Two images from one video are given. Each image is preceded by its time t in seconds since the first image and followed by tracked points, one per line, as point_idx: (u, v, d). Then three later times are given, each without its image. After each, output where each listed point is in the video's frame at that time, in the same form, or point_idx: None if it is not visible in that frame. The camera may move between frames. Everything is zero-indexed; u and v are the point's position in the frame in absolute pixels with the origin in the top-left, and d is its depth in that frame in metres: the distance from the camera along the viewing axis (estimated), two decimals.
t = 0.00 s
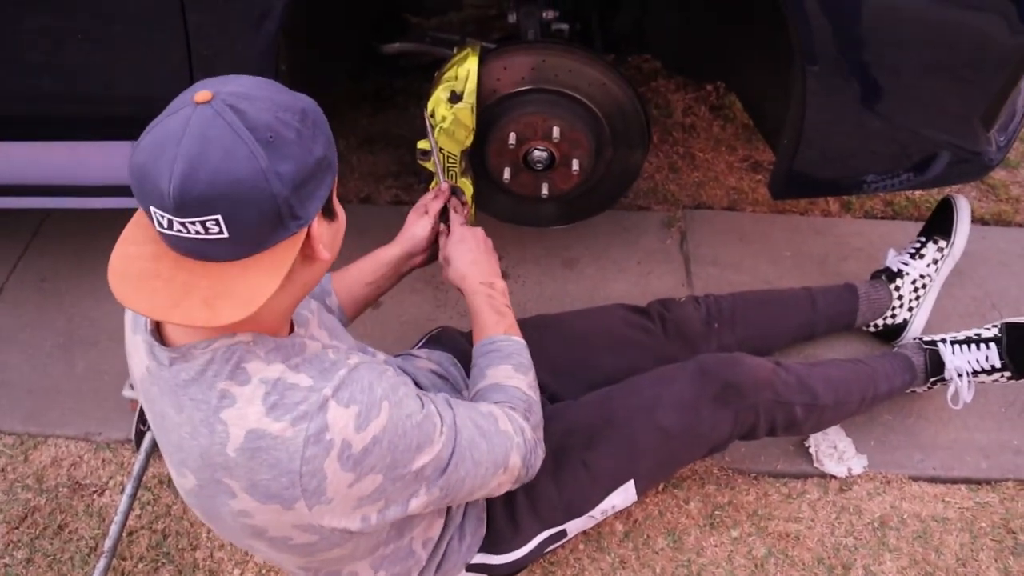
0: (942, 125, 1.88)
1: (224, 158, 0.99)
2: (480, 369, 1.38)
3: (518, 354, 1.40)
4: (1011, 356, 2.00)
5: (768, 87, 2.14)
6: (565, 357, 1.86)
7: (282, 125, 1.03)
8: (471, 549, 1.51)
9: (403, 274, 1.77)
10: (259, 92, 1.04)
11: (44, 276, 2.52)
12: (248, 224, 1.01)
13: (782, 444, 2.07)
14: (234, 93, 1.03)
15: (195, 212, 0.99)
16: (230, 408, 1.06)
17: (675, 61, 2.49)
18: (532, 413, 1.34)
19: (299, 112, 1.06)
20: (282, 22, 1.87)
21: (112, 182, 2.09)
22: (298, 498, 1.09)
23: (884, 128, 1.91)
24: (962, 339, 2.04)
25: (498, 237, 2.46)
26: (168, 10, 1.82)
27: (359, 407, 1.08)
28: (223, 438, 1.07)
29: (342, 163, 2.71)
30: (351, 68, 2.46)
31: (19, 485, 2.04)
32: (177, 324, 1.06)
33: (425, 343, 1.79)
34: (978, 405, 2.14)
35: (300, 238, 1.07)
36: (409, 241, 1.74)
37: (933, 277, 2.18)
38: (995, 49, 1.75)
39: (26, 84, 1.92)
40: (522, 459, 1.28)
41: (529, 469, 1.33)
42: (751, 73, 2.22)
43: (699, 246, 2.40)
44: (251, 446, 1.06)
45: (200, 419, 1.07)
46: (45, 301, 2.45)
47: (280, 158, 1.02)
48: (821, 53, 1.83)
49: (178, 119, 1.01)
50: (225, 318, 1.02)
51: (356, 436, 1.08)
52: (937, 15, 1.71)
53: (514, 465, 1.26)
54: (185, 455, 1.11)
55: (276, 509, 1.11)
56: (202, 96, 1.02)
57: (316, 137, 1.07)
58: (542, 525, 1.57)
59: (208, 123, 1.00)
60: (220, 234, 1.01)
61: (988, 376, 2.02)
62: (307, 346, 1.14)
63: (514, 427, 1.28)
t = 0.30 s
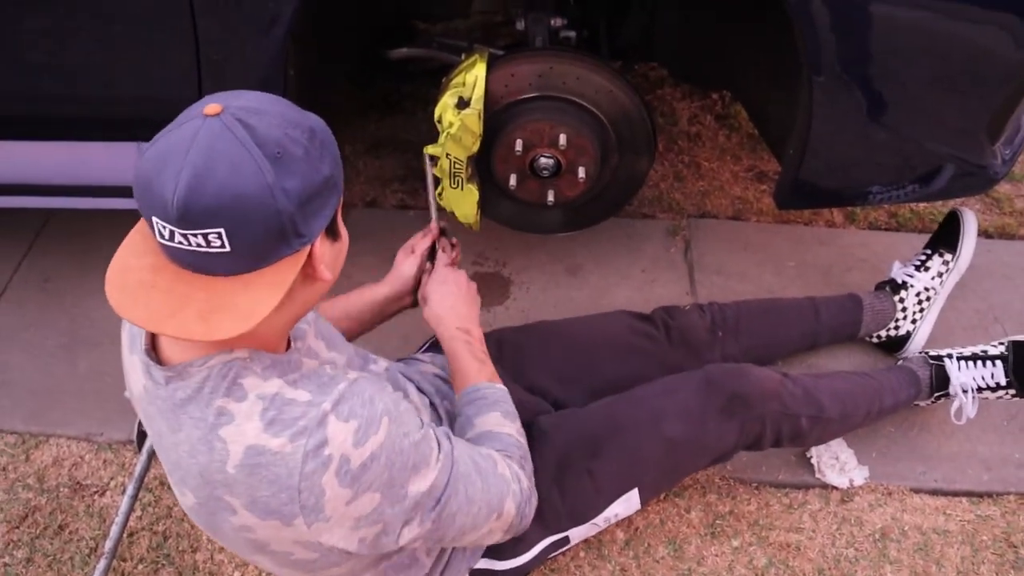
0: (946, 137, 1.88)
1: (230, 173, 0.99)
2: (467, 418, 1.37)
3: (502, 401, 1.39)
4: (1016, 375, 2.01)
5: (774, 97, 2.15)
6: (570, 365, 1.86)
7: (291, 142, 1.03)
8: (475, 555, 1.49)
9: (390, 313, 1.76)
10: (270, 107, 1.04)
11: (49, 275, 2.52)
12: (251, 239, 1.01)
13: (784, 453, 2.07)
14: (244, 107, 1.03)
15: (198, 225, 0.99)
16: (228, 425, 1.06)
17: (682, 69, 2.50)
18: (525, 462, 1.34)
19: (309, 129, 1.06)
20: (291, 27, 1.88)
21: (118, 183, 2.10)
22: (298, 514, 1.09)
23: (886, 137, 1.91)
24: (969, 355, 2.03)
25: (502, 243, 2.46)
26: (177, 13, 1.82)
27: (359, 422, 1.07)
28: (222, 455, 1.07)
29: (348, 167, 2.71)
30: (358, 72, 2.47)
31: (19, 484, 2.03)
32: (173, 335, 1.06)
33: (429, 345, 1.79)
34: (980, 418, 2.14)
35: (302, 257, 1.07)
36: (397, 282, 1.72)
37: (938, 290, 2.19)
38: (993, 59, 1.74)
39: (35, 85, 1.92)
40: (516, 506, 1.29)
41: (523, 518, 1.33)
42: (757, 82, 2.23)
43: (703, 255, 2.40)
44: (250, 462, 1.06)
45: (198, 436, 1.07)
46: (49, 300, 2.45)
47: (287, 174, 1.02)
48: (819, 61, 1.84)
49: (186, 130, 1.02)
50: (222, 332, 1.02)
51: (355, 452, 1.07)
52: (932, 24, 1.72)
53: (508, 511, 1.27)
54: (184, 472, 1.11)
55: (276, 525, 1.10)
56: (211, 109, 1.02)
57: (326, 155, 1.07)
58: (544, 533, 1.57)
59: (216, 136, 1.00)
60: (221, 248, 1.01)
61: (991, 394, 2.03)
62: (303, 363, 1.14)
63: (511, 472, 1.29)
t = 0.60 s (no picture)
0: (951, 140, 1.88)
1: (245, 175, 1.00)
2: (465, 428, 1.38)
3: (498, 410, 1.40)
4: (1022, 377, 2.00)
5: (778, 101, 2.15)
6: (573, 369, 1.86)
7: (306, 150, 1.04)
8: (479, 559, 1.49)
9: (387, 343, 1.76)
10: (288, 116, 1.06)
11: (54, 280, 2.53)
12: (261, 241, 1.01)
13: (789, 458, 2.06)
14: (263, 114, 1.05)
15: (209, 223, 1.00)
16: (229, 431, 1.06)
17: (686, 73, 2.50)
18: (525, 464, 1.35)
19: (324, 140, 1.07)
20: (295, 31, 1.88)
21: (123, 188, 2.11)
22: (298, 520, 1.08)
23: (892, 141, 1.91)
24: (974, 358, 2.03)
25: (506, 248, 2.46)
26: (182, 18, 1.83)
27: (358, 426, 1.08)
28: (222, 461, 1.07)
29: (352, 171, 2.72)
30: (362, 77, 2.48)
31: (25, 489, 2.04)
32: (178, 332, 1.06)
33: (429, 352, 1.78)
34: (986, 422, 2.13)
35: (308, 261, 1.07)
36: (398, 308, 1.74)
37: (942, 293, 2.18)
38: (999, 61, 1.75)
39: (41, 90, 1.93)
40: (519, 506, 1.29)
41: (526, 518, 1.33)
42: (760, 86, 2.23)
43: (707, 259, 2.40)
44: (251, 468, 1.06)
45: (199, 443, 1.08)
46: (54, 305, 2.46)
47: (300, 181, 1.03)
48: (824, 67, 1.83)
49: (203, 132, 1.03)
50: (228, 331, 1.02)
51: (354, 456, 1.07)
52: (939, 26, 1.72)
53: (511, 510, 1.27)
54: (185, 481, 1.11)
55: (277, 532, 1.10)
56: (231, 113, 1.04)
57: (338, 167, 1.08)
58: (548, 537, 1.57)
59: (234, 139, 1.01)
60: (230, 248, 1.02)
61: (998, 397, 2.02)
62: (303, 369, 1.14)
63: (511, 471, 1.29)
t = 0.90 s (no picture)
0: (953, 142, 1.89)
1: (229, 185, 1.00)
2: (459, 422, 1.38)
3: (491, 404, 1.40)
4: None
5: (779, 104, 2.15)
6: (574, 372, 1.86)
7: (291, 159, 1.03)
8: (479, 560, 1.50)
9: (387, 338, 1.76)
10: (275, 124, 1.06)
11: (58, 283, 2.54)
12: (246, 251, 1.02)
13: (792, 460, 2.06)
14: (250, 122, 1.05)
15: (195, 233, 1.00)
16: (223, 436, 1.07)
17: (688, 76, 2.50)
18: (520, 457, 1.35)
19: (312, 147, 1.07)
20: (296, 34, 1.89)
21: (126, 191, 2.11)
22: (294, 524, 1.08)
23: (893, 143, 1.91)
24: (979, 365, 2.02)
25: (507, 251, 2.46)
26: (184, 21, 1.83)
27: (351, 429, 1.08)
28: (218, 466, 1.07)
29: (354, 175, 2.72)
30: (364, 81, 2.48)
31: (28, 492, 2.04)
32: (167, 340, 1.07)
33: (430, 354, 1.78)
34: (989, 424, 2.12)
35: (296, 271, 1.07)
36: (399, 304, 1.74)
37: (950, 301, 2.18)
38: (1002, 62, 1.75)
39: (44, 93, 1.93)
40: (514, 498, 1.29)
41: (520, 511, 1.33)
42: (762, 89, 2.24)
43: (709, 261, 2.40)
44: (245, 474, 1.06)
45: (195, 448, 1.08)
46: (56, 308, 2.46)
47: (285, 190, 1.03)
48: (827, 72, 1.83)
49: (189, 141, 1.03)
50: (213, 341, 1.03)
51: (348, 459, 1.07)
52: (943, 29, 1.72)
53: (507, 503, 1.27)
54: (183, 485, 1.11)
55: (274, 535, 1.10)
56: (218, 122, 1.04)
57: (326, 174, 1.08)
58: (549, 540, 1.57)
59: (219, 148, 1.01)
60: (216, 258, 1.02)
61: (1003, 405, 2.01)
62: (298, 372, 1.14)
63: (504, 464, 1.29)
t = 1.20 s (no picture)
0: (960, 149, 1.87)
1: (172, 187, 0.98)
2: (456, 420, 1.38)
3: (489, 402, 1.41)
4: None
5: (784, 107, 2.15)
6: (575, 374, 1.86)
7: (239, 156, 1.00)
8: (477, 563, 1.49)
9: (388, 339, 1.76)
10: (225, 119, 1.02)
11: (58, 278, 2.53)
12: (196, 254, 1.00)
13: (791, 464, 2.06)
14: (198, 119, 1.02)
15: (147, 239, 1.00)
16: (220, 424, 1.06)
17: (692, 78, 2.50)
18: (517, 449, 1.36)
19: (266, 139, 1.02)
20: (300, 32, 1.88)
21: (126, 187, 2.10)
22: (290, 513, 1.07)
23: (900, 147, 1.90)
24: (979, 369, 2.02)
25: (508, 250, 2.46)
26: (187, 17, 1.82)
27: (348, 417, 1.07)
28: (214, 454, 1.06)
29: (355, 172, 2.72)
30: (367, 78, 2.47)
31: (27, 488, 2.04)
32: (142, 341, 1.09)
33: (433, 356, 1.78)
34: (988, 430, 2.12)
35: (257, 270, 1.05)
36: (401, 306, 1.73)
37: (951, 305, 2.17)
38: (1008, 68, 1.74)
39: (46, 88, 1.92)
40: (512, 491, 1.30)
41: (519, 504, 1.34)
42: (766, 93, 2.24)
43: (711, 263, 2.39)
44: (242, 462, 1.05)
45: (192, 436, 1.07)
46: (56, 304, 2.45)
47: (232, 188, 0.99)
48: (838, 73, 1.83)
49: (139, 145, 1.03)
50: (169, 347, 1.03)
51: (345, 447, 1.06)
52: (957, 36, 1.72)
53: (504, 496, 1.28)
54: (181, 473, 1.11)
55: (271, 524, 1.09)
56: (167, 121, 1.02)
57: (286, 165, 1.03)
58: (549, 541, 1.57)
59: (164, 150, 1.00)
60: (173, 261, 1.01)
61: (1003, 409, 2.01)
62: (295, 362, 1.13)
63: (501, 455, 1.30)
